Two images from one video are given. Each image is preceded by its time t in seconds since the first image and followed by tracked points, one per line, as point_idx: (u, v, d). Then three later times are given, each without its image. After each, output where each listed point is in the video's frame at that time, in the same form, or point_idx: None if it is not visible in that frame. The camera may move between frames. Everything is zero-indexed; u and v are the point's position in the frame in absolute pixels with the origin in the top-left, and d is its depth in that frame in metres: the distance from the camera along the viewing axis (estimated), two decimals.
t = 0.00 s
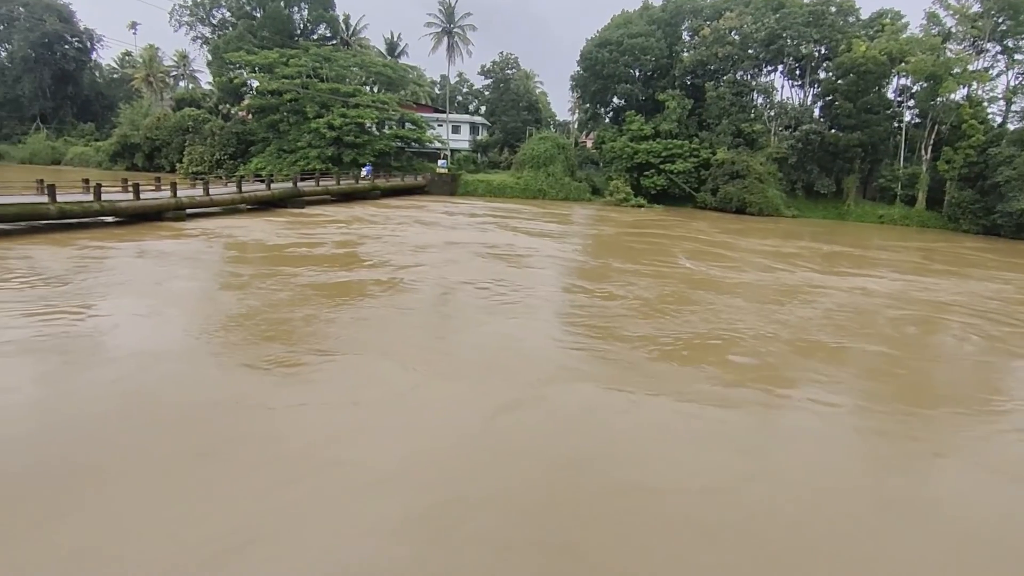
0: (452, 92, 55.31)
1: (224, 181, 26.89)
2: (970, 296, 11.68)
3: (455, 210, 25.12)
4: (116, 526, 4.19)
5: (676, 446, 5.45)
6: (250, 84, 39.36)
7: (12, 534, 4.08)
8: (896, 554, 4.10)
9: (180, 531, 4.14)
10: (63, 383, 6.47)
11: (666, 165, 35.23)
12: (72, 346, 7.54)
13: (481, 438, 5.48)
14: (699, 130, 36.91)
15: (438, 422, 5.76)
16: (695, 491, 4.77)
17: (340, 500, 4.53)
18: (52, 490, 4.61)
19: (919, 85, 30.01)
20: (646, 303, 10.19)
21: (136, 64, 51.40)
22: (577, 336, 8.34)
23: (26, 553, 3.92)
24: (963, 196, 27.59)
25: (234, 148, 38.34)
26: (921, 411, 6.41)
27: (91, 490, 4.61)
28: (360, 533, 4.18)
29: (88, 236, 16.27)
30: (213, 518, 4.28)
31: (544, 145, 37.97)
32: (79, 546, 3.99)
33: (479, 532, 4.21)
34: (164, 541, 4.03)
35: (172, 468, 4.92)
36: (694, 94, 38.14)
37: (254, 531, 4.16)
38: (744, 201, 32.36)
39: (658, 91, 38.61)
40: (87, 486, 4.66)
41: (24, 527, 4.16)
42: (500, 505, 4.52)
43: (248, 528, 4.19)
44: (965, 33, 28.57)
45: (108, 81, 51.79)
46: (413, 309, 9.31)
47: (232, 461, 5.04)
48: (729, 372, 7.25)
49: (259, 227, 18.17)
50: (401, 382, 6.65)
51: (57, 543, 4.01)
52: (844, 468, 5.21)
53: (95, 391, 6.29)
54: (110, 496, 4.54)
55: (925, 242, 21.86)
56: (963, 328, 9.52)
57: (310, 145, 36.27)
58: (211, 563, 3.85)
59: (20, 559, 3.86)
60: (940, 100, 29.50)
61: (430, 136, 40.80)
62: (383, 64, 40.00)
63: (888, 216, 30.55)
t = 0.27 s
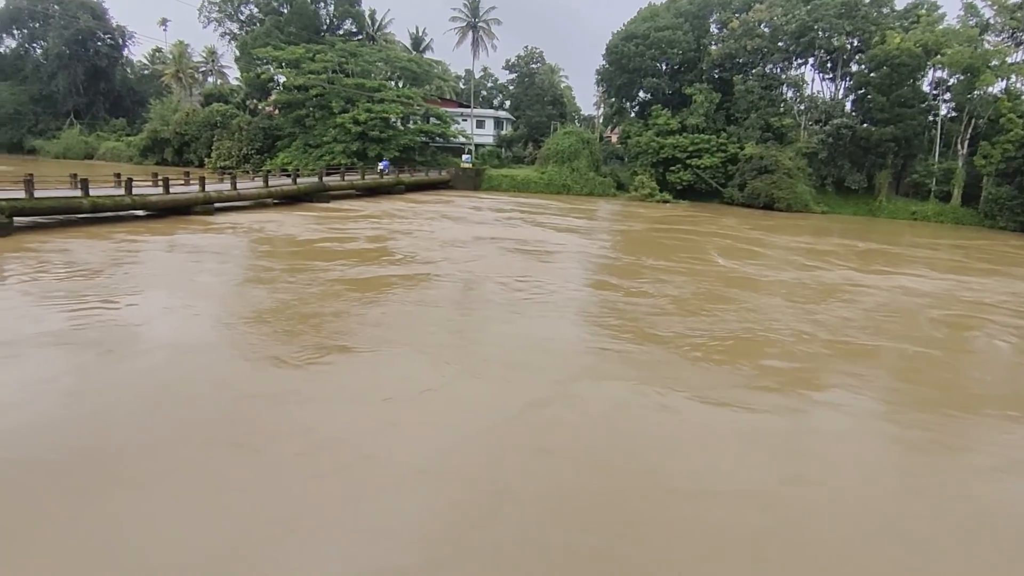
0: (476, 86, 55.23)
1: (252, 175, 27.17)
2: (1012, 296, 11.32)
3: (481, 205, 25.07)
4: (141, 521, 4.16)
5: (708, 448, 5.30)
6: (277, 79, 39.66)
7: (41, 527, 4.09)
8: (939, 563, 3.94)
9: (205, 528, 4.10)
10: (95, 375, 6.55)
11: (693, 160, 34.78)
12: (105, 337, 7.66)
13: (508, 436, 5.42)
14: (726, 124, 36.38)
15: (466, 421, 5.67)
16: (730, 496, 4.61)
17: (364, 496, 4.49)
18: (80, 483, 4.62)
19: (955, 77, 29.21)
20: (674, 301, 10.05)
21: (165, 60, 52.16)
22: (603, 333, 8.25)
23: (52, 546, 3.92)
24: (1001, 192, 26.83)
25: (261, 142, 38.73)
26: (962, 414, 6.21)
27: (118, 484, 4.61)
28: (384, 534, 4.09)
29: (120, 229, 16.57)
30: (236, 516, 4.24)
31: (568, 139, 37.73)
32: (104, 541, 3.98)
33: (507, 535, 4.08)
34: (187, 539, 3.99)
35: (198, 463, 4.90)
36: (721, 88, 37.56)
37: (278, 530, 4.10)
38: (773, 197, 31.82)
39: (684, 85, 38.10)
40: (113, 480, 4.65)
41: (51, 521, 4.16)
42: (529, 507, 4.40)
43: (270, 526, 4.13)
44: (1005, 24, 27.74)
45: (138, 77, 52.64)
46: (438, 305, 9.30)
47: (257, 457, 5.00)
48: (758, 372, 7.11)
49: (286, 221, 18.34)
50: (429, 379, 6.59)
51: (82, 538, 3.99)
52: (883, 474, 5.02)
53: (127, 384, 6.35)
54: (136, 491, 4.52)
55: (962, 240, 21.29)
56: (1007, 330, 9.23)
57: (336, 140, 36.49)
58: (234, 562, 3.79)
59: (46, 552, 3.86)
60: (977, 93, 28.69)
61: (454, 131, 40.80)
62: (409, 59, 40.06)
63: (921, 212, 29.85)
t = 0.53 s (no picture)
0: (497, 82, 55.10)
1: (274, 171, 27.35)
2: None
3: (502, 202, 24.98)
4: (151, 519, 4.13)
5: (730, 452, 5.15)
6: (299, 75, 39.78)
7: (53, 522, 4.08)
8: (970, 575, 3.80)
9: (214, 526, 4.06)
10: (116, 368, 6.59)
11: (716, 157, 34.37)
12: (129, 331, 7.74)
13: (525, 435, 5.35)
14: (750, 120, 35.89)
15: (481, 421, 5.58)
16: (752, 502, 4.46)
17: (378, 493, 4.46)
18: (93, 477, 4.61)
19: (987, 72, 28.49)
20: (696, 301, 9.91)
21: (190, 56, 52.74)
22: (625, 332, 8.15)
23: (62, 541, 3.91)
24: None
25: (283, 138, 39.00)
26: (995, 421, 6.02)
27: (132, 479, 4.60)
28: (396, 533, 4.04)
29: (145, 223, 16.77)
30: (247, 515, 4.19)
31: (589, 136, 37.45)
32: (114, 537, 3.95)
33: (519, 540, 3.98)
34: (197, 537, 3.96)
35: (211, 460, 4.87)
36: (746, 84, 37.03)
37: (286, 530, 4.03)
38: (797, 194, 31.33)
39: (708, 80, 37.66)
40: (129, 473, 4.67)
41: (63, 516, 4.15)
42: (543, 510, 4.29)
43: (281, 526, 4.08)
44: None
45: (164, 74, 53.32)
46: (458, 302, 9.25)
47: (269, 454, 4.96)
48: (783, 374, 6.97)
49: (308, 217, 18.44)
50: (445, 377, 6.51)
51: (92, 534, 3.97)
52: (912, 482, 4.85)
53: (146, 377, 6.38)
54: (148, 487, 4.50)
55: (995, 239, 20.73)
56: None
57: (357, 136, 36.63)
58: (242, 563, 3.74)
59: (57, 548, 3.85)
60: (1010, 88, 27.97)
61: (475, 127, 40.74)
62: (430, 55, 40.06)
63: (951, 211, 29.21)
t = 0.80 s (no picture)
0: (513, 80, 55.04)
1: (291, 168, 27.54)
2: None
3: (517, 200, 24.97)
4: (163, 515, 4.15)
5: (745, 455, 5.09)
6: (316, 73, 39.53)
7: (67, 517, 4.11)
8: None
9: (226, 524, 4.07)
10: (135, 361, 6.69)
11: (733, 156, 34.10)
12: (148, 325, 7.83)
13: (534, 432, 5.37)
14: (768, 119, 35.56)
15: (493, 420, 5.55)
16: (767, 507, 4.40)
17: (388, 488, 4.50)
18: (108, 472, 4.65)
19: (1012, 70, 27.98)
20: (714, 301, 9.82)
21: (209, 54, 53.21)
22: (641, 332, 8.09)
23: (77, 536, 3.93)
24: None
25: (300, 136, 39.27)
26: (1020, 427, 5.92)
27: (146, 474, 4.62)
28: (405, 525, 4.10)
29: (164, 219, 16.94)
30: (259, 513, 4.19)
31: (605, 134, 37.27)
32: (128, 533, 3.97)
33: (531, 542, 3.94)
34: (209, 529, 4.02)
35: (224, 456, 4.89)
36: (764, 81, 36.65)
37: (297, 529, 4.03)
38: (815, 193, 31.02)
39: (725, 78, 37.34)
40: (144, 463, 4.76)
41: (78, 511, 4.18)
42: (556, 512, 4.25)
43: (292, 520, 4.11)
44: None
45: (183, 71, 53.86)
46: (474, 300, 9.24)
47: (282, 452, 4.96)
48: (803, 377, 6.88)
49: (324, 214, 18.53)
50: (458, 375, 6.49)
51: (112, 521, 4.08)
52: (933, 490, 4.76)
53: (163, 372, 6.44)
54: (161, 483, 4.52)
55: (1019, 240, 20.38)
56: None
57: (373, 133, 36.77)
58: (252, 561, 3.73)
59: (71, 543, 3.87)
60: None
61: (490, 125, 40.72)
62: (446, 53, 40.08)
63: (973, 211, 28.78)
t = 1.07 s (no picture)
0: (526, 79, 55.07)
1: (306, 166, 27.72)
2: None
3: (532, 199, 24.98)
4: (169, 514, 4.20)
5: (749, 460, 5.07)
6: (330, 71, 39.70)
7: (78, 514, 4.18)
8: None
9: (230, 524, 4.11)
10: (147, 359, 6.78)
11: (747, 155, 33.89)
12: (161, 322, 7.95)
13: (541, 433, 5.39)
14: (783, 118, 35.30)
15: (498, 421, 5.57)
16: (770, 512, 4.38)
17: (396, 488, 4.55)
18: (115, 469, 4.71)
19: None
20: (727, 302, 9.79)
21: (225, 53, 53.64)
22: (659, 334, 8.08)
23: (83, 533, 3.99)
24: None
25: (315, 133, 39.53)
26: None
27: (152, 472, 4.68)
28: (412, 525, 4.13)
29: (180, 216, 17.13)
30: (263, 513, 4.23)
31: (619, 133, 37.15)
32: (133, 531, 4.03)
33: (531, 545, 3.95)
34: (220, 527, 4.08)
35: (229, 455, 4.93)
36: (780, 80, 36.39)
37: (299, 529, 4.07)
38: (831, 193, 30.76)
39: (740, 77, 37.10)
40: (156, 461, 4.82)
41: (88, 508, 4.24)
42: (557, 515, 4.25)
43: (299, 520, 4.16)
44: None
45: (200, 69, 54.35)
46: (484, 299, 9.28)
47: (287, 451, 5.01)
48: (814, 380, 6.85)
49: (337, 211, 18.64)
50: (465, 375, 6.52)
51: (124, 519, 4.14)
52: (940, 497, 4.72)
53: (172, 369, 6.51)
54: (168, 481, 4.58)
55: None
56: None
57: (387, 131, 36.93)
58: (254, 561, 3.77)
59: (77, 540, 3.93)
60: None
61: (503, 123, 40.73)
62: (460, 51, 40.14)
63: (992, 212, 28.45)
